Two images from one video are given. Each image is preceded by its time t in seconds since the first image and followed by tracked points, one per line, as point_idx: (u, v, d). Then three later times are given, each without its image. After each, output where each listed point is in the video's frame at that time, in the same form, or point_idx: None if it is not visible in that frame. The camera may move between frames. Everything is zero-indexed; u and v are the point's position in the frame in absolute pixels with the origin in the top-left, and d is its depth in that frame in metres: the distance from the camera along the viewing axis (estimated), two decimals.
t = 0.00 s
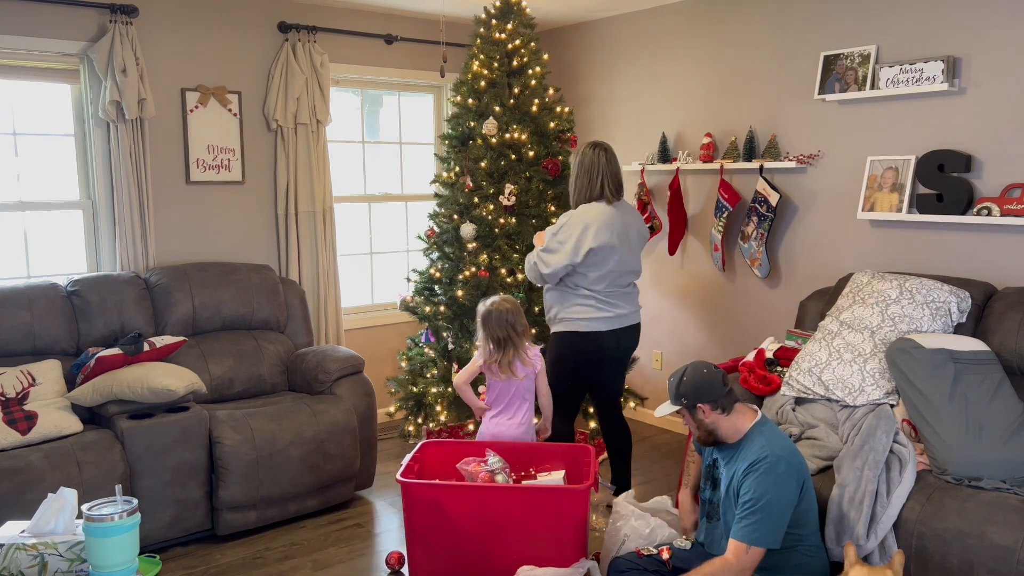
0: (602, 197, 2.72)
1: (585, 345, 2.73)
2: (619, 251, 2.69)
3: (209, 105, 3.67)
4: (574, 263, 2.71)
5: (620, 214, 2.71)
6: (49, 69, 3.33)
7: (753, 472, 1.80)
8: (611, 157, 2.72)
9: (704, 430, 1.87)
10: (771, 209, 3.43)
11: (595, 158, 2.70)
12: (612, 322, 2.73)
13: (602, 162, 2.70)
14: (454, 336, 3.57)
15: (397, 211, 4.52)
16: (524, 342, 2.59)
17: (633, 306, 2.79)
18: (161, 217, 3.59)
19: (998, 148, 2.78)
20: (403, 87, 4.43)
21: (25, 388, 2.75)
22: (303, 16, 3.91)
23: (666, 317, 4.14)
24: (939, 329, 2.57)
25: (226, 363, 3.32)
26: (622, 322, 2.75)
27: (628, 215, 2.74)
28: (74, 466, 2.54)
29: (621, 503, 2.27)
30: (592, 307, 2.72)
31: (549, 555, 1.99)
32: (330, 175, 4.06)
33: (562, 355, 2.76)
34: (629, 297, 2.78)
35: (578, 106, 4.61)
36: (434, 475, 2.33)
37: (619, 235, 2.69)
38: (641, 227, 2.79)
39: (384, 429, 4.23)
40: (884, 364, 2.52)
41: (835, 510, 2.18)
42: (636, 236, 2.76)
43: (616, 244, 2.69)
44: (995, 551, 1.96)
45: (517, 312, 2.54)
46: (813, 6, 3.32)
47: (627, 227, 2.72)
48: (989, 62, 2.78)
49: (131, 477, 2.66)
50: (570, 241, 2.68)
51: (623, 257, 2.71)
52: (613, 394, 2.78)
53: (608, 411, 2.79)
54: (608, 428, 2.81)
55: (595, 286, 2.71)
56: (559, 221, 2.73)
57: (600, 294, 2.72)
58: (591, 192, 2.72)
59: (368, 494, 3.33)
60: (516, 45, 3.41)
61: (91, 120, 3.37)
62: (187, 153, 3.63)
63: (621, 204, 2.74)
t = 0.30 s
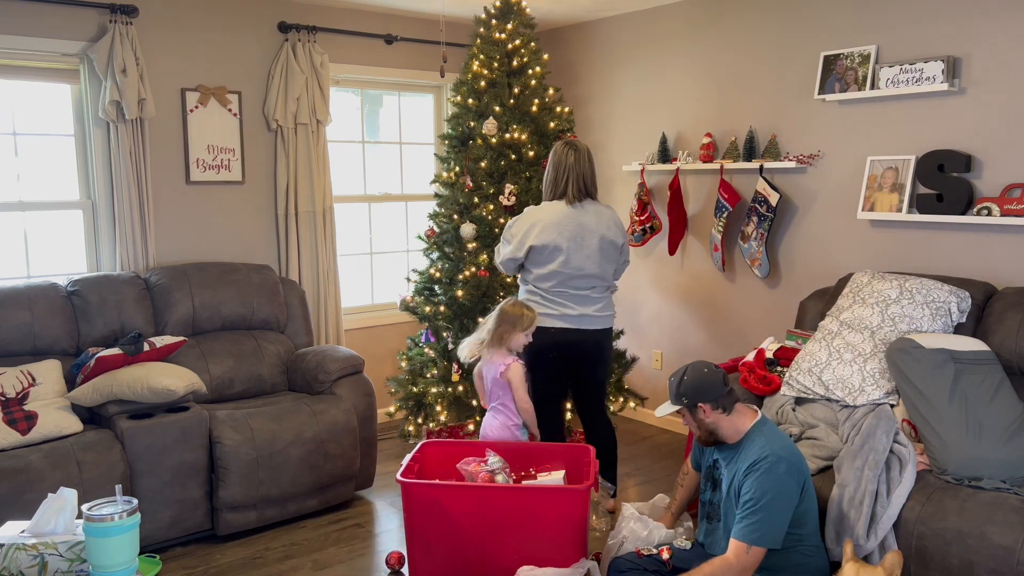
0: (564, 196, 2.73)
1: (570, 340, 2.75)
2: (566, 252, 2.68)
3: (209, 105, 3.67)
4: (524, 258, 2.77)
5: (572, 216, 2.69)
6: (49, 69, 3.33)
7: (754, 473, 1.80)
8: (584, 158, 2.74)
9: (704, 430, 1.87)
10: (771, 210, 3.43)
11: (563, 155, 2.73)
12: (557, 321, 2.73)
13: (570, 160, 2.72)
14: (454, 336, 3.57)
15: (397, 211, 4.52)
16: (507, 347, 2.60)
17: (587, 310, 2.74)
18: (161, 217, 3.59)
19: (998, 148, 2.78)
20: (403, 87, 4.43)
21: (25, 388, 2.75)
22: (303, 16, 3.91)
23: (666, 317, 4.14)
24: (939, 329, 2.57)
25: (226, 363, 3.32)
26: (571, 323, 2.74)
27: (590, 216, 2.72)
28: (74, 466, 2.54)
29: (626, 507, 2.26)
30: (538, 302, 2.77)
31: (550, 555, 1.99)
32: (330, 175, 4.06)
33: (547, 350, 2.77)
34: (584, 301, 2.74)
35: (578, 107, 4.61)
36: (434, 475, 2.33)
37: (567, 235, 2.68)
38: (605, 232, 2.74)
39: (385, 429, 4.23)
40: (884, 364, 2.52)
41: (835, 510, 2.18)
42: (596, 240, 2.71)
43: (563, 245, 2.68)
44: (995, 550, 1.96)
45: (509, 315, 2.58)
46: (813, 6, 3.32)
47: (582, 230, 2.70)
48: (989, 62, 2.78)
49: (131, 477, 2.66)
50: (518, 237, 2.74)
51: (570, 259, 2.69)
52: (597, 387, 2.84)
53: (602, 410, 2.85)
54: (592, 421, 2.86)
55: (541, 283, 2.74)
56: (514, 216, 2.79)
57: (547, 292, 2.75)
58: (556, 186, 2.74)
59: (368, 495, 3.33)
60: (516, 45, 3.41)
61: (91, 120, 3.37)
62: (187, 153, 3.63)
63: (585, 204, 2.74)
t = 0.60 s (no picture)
0: (577, 191, 2.76)
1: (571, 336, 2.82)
2: (562, 247, 2.75)
3: (209, 105, 3.67)
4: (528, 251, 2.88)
5: (569, 213, 2.74)
6: (49, 69, 3.33)
7: (758, 475, 1.80)
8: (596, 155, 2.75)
9: (709, 431, 1.87)
10: (771, 210, 3.43)
11: (573, 153, 2.75)
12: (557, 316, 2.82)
13: (580, 157, 2.74)
14: (454, 336, 3.57)
15: (397, 211, 4.52)
16: (550, 348, 2.52)
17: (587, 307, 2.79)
18: (161, 217, 3.59)
19: (998, 148, 2.78)
20: (403, 87, 4.43)
21: (25, 388, 2.75)
22: (303, 16, 3.91)
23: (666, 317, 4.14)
24: (939, 329, 2.57)
25: (226, 362, 3.32)
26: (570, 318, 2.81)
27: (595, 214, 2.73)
28: (74, 466, 2.54)
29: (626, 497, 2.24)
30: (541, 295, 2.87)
31: (549, 555, 1.99)
32: (330, 175, 4.06)
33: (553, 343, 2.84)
34: (584, 297, 2.79)
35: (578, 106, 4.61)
36: (434, 475, 2.33)
37: (563, 232, 2.74)
38: (606, 232, 2.73)
39: (385, 429, 4.23)
40: (884, 364, 2.52)
41: (835, 510, 2.17)
42: (594, 239, 2.73)
43: (560, 240, 2.75)
44: (996, 550, 1.96)
45: (569, 320, 2.48)
46: (813, 6, 3.32)
47: (580, 227, 2.73)
48: (988, 62, 2.78)
49: (131, 477, 2.66)
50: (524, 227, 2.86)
51: (567, 255, 2.75)
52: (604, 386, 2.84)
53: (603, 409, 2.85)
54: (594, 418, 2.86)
55: (542, 276, 2.84)
56: (523, 203, 2.91)
57: (548, 286, 2.84)
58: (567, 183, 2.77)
59: (368, 494, 3.34)
60: (516, 45, 3.41)
61: (91, 120, 3.37)
62: (187, 153, 3.63)
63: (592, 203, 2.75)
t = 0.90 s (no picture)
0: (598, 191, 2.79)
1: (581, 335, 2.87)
2: (592, 245, 2.76)
3: (209, 105, 3.67)
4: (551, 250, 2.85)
5: (598, 211, 2.77)
6: (49, 69, 3.33)
7: (756, 475, 1.80)
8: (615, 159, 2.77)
9: (708, 432, 1.87)
10: (771, 210, 3.43)
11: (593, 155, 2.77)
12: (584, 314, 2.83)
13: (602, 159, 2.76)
14: (454, 336, 3.57)
15: (397, 211, 4.52)
16: (587, 351, 2.53)
17: (612, 303, 2.84)
18: (161, 217, 3.59)
19: (998, 148, 2.78)
20: (403, 87, 4.43)
21: (25, 388, 2.75)
22: (303, 16, 3.91)
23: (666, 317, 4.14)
24: (939, 329, 2.57)
25: (226, 362, 3.32)
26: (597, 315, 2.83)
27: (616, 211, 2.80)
28: (74, 466, 2.54)
29: (627, 498, 2.22)
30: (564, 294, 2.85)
31: (549, 555, 1.99)
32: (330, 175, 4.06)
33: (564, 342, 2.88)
34: (608, 293, 2.84)
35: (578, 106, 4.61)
36: (434, 475, 2.33)
37: (591, 229, 2.77)
38: (629, 228, 2.81)
39: (385, 429, 4.23)
40: (884, 364, 2.52)
41: (835, 510, 2.16)
42: (620, 235, 2.79)
43: (588, 238, 2.77)
44: (996, 550, 1.96)
45: (606, 329, 2.47)
46: (813, 6, 3.32)
47: (607, 224, 2.77)
48: (988, 62, 2.78)
49: (131, 477, 2.66)
50: (549, 225, 2.84)
51: (595, 251, 2.77)
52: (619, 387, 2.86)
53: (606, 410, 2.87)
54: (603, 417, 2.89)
55: (569, 274, 2.82)
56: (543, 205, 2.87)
57: (574, 284, 2.82)
58: (584, 185, 2.80)
59: (368, 494, 3.34)
60: (516, 45, 3.41)
61: (91, 120, 3.37)
62: (187, 153, 3.63)
63: (613, 204, 2.81)
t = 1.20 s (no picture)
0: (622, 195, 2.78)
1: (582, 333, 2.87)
2: (614, 247, 2.77)
3: (209, 105, 3.67)
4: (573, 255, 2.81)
5: (620, 214, 2.77)
6: (49, 69, 3.33)
7: (756, 475, 1.80)
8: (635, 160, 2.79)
9: (708, 432, 1.87)
10: (771, 210, 3.43)
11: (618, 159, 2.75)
12: (603, 316, 2.84)
13: (626, 162, 2.76)
14: (454, 336, 3.57)
15: (397, 211, 4.52)
16: (590, 355, 2.52)
17: (630, 304, 2.86)
18: (161, 217, 3.59)
19: (998, 148, 2.78)
20: (403, 87, 4.43)
21: (25, 388, 2.75)
22: (303, 16, 3.91)
23: (666, 316, 4.14)
24: (939, 329, 2.57)
25: (226, 362, 3.32)
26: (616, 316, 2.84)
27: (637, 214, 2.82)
28: (74, 466, 2.54)
29: (627, 498, 2.22)
30: (585, 297, 2.84)
31: (549, 555, 1.99)
32: (330, 175, 4.06)
33: (565, 341, 2.89)
34: (623, 295, 2.85)
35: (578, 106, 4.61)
36: (434, 475, 2.33)
37: (613, 232, 2.76)
38: (647, 229, 2.83)
39: (385, 429, 4.23)
40: (884, 364, 2.52)
41: (835, 510, 2.16)
42: (638, 237, 2.81)
43: (610, 240, 2.76)
44: (996, 551, 1.96)
45: (608, 336, 2.48)
46: (813, 5, 3.32)
47: (628, 225, 2.79)
48: (988, 62, 2.78)
49: (131, 477, 2.66)
50: (578, 231, 2.77)
51: (614, 253, 2.78)
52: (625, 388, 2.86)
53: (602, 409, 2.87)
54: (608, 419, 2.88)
55: (586, 276, 2.81)
56: (578, 213, 2.78)
57: (591, 285, 2.82)
58: (610, 190, 2.77)
59: (368, 495, 3.34)
60: (516, 45, 3.41)
61: (90, 120, 3.37)
62: (186, 153, 3.63)
63: (635, 207, 2.83)
